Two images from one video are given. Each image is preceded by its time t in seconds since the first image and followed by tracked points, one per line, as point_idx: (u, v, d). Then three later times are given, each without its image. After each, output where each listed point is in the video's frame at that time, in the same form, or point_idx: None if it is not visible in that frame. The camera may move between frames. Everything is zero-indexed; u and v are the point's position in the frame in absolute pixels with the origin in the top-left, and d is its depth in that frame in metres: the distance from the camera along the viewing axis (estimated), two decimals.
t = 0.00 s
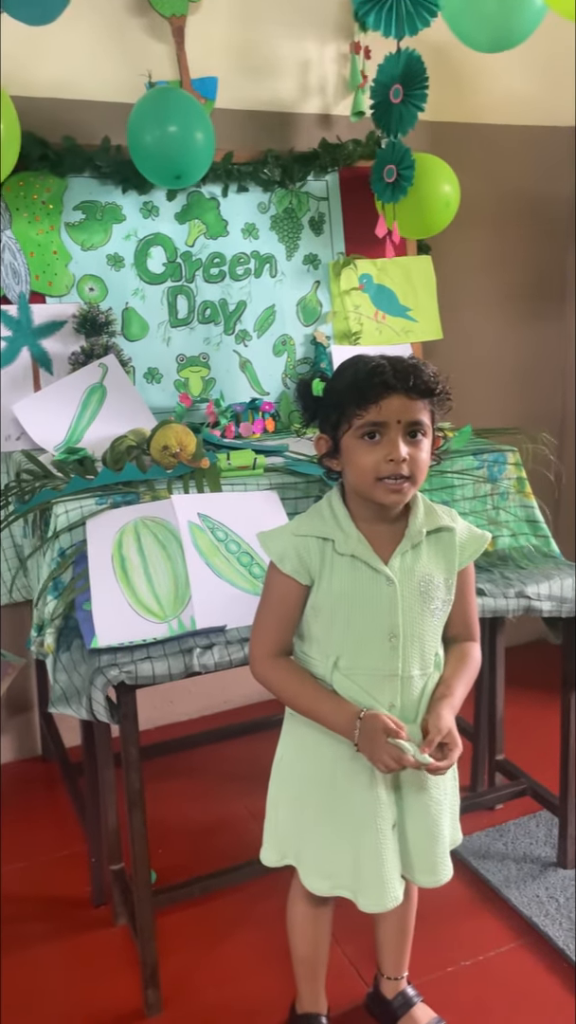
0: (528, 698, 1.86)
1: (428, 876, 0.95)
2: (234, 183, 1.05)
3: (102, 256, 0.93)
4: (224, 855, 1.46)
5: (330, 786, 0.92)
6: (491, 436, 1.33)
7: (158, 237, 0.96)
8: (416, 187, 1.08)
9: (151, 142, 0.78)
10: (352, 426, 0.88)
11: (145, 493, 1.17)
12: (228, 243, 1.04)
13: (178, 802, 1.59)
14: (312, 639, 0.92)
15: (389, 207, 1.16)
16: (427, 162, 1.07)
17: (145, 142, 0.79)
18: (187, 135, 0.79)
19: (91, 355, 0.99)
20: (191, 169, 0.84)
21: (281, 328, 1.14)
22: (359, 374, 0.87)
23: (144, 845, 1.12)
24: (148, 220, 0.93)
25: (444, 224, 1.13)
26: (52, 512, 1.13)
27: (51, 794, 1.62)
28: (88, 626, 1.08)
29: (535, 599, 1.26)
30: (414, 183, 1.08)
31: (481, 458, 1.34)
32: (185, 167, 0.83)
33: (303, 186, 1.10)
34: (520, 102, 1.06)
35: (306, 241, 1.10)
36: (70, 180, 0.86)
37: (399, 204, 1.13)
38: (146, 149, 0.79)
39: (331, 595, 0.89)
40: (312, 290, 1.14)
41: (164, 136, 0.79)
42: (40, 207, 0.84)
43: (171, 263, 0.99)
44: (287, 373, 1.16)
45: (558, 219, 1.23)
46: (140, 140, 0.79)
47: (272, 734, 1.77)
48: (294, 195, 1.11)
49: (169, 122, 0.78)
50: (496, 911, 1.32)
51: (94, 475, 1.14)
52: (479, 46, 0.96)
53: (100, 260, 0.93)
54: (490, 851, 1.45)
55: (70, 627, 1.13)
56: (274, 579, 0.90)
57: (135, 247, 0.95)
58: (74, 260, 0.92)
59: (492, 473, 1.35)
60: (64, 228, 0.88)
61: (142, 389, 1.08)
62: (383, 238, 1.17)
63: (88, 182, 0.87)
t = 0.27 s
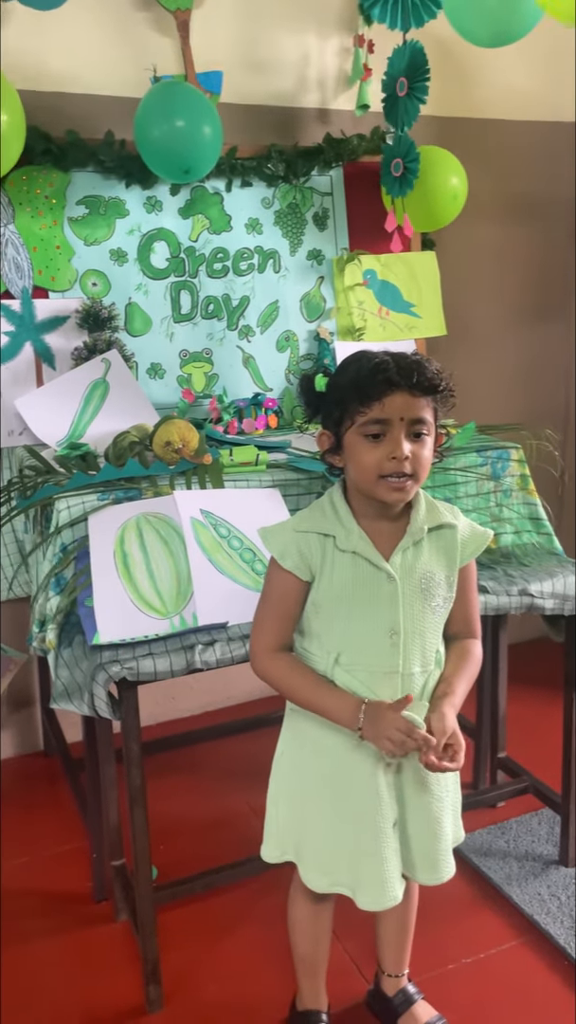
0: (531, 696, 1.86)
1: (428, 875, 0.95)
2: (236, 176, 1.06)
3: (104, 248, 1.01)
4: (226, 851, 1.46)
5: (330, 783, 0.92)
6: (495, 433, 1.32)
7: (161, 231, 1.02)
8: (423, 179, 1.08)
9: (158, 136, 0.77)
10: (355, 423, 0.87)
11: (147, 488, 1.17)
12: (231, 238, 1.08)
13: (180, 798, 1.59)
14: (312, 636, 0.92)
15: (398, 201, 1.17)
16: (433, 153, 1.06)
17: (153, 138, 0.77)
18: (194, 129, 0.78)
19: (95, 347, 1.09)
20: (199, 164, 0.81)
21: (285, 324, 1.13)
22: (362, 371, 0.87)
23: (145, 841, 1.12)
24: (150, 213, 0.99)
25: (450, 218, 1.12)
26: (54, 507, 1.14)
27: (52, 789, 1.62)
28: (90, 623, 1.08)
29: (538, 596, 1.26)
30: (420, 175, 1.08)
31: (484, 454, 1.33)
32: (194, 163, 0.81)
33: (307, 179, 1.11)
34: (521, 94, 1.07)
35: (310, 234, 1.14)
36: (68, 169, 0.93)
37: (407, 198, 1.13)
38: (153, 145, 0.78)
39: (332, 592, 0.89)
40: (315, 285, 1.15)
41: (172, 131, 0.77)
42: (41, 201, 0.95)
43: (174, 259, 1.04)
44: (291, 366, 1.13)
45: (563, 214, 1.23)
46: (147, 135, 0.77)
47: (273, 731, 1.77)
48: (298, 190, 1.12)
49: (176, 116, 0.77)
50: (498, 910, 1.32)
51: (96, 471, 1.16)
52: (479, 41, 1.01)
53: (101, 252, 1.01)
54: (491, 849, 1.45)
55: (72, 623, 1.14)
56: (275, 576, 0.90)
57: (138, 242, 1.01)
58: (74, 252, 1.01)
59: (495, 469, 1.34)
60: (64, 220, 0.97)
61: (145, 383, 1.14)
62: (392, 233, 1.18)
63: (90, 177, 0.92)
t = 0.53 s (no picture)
0: (532, 694, 1.86)
1: (430, 869, 0.95)
2: (243, 174, 1.24)
3: (108, 245, 1.21)
4: (227, 846, 1.46)
5: (332, 777, 0.92)
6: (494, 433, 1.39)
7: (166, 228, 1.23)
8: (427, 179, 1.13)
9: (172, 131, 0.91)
10: (361, 421, 0.87)
11: (150, 484, 1.15)
12: (235, 234, 1.26)
13: (182, 793, 1.60)
14: (316, 631, 0.92)
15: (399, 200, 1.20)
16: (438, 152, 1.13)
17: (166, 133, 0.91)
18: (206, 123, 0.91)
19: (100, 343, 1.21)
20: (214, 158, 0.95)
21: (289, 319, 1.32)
22: (369, 369, 0.86)
23: (147, 835, 1.13)
24: (153, 210, 1.21)
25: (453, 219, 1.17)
26: (57, 502, 1.12)
27: (55, 783, 1.63)
28: (93, 617, 1.07)
29: (541, 594, 1.25)
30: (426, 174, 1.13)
31: (488, 451, 1.34)
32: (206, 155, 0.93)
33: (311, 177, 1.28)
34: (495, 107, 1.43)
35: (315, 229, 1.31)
36: (77, 171, 1.17)
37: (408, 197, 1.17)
38: (167, 138, 0.92)
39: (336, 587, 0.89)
40: (319, 282, 1.32)
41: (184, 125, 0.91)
42: (46, 197, 1.17)
43: (180, 255, 1.24)
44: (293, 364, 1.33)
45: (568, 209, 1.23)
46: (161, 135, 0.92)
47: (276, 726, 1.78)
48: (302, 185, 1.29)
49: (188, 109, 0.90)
50: (499, 906, 1.32)
51: (100, 467, 1.15)
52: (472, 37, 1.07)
53: (106, 250, 1.21)
54: (493, 845, 1.45)
55: (75, 618, 1.14)
56: (279, 570, 0.90)
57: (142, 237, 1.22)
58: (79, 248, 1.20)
59: (498, 466, 1.34)
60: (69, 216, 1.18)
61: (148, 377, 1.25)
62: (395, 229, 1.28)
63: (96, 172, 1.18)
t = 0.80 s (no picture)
0: (533, 690, 1.87)
1: (429, 863, 0.95)
2: (246, 169, 1.24)
3: (111, 241, 1.20)
4: (228, 841, 1.46)
5: (333, 771, 0.92)
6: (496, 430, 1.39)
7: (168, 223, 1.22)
8: (431, 171, 1.19)
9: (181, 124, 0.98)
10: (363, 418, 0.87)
11: (152, 479, 1.16)
12: (237, 229, 1.26)
13: (183, 787, 1.60)
14: (318, 626, 0.92)
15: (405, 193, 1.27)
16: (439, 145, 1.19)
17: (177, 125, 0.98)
18: (216, 117, 0.97)
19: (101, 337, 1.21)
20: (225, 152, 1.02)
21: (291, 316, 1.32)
22: (373, 366, 0.86)
23: (148, 829, 1.13)
24: (156, 205, 1.20)
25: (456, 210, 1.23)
26: (58, 497, 1.11)
27: (56, 778, 1.63)
28: (95, 612, 1.07)
29: (542, 590, 1.25)
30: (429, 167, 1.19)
31: (489, 448, 1.34)
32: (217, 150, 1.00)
33: (314, 171, 1.29)
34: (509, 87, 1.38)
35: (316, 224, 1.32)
36: (79, 166, 1.17)
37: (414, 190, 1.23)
38: (178, 130, 0.98)
39: (338, 583, 0.89)
40: (321, 278, 1.33)
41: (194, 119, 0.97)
42: (47, 192, 1.16)
43: (182, 252, 1.23)
44: (295, 359, 1.33)
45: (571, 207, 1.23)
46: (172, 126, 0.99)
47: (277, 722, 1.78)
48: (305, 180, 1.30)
49: (199, 106, 0.97)
50: (498, 901, 1.32)
51: (101, 461, 1.15)
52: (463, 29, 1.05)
53: (109, 245, 1.20)
54: (493, 841, 1.45)
55: (76, 613, 1.14)
56: (280, 565, 0.90)
57: (145, 233, 1.21)
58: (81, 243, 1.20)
59: (500, 463, 1.34)
60: (71, 211, 1.18)
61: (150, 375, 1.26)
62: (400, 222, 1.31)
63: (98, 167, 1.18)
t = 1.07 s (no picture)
0: (534, 687, 1.87)
1: (429, 856, 0.96)
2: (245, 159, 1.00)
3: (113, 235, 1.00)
4: (228, 837, 1.46)
5: (334, 764, 0.92)
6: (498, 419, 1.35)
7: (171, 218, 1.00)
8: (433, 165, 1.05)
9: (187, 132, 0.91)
10: (364, 413, 0.87)
11: (153, 473, 1.18)
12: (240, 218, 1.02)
13: (184, 783, 1.60)
14: (318, 619, 0.92)
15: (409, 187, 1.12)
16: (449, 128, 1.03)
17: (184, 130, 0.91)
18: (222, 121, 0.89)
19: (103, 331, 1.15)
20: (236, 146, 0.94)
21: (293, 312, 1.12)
22: (373, 360, 0.86)
23: (148, 823, 1.13)
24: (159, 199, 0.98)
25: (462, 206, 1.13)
26: (60, 491, 1.14)
27: (57, 773, 1.63)
28: (95, 608, 1.08)
29: (542, 585, 1.26)
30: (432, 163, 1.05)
31: (491, 444, 1.33)
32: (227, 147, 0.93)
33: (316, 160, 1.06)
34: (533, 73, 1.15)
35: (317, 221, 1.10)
36: (83, 160, 0.94)
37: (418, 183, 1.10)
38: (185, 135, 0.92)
39: (338, 576, 0.89)
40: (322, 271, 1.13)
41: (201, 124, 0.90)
42: (51, 186, 0.95)
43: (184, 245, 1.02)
44: (298, 356, 1.14)
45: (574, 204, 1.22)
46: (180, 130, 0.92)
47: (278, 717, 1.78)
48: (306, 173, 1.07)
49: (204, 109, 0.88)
50: (499, 897, 1.32)
51: (101, 458, 1.17)
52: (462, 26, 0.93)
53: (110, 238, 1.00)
54: (494, 837, 1.45)
55: (77, 608, 1.15)
56: (281, 557, 0.90)
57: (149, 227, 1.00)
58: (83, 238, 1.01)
59: (501, 459, 1.34)
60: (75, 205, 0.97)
61: (151, 369, 1.14)
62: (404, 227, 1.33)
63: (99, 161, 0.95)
